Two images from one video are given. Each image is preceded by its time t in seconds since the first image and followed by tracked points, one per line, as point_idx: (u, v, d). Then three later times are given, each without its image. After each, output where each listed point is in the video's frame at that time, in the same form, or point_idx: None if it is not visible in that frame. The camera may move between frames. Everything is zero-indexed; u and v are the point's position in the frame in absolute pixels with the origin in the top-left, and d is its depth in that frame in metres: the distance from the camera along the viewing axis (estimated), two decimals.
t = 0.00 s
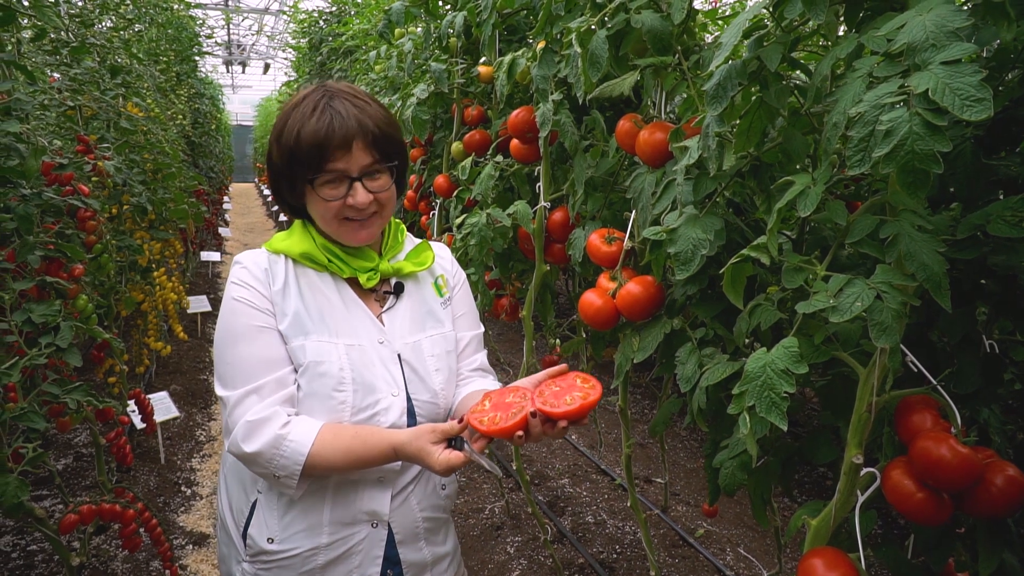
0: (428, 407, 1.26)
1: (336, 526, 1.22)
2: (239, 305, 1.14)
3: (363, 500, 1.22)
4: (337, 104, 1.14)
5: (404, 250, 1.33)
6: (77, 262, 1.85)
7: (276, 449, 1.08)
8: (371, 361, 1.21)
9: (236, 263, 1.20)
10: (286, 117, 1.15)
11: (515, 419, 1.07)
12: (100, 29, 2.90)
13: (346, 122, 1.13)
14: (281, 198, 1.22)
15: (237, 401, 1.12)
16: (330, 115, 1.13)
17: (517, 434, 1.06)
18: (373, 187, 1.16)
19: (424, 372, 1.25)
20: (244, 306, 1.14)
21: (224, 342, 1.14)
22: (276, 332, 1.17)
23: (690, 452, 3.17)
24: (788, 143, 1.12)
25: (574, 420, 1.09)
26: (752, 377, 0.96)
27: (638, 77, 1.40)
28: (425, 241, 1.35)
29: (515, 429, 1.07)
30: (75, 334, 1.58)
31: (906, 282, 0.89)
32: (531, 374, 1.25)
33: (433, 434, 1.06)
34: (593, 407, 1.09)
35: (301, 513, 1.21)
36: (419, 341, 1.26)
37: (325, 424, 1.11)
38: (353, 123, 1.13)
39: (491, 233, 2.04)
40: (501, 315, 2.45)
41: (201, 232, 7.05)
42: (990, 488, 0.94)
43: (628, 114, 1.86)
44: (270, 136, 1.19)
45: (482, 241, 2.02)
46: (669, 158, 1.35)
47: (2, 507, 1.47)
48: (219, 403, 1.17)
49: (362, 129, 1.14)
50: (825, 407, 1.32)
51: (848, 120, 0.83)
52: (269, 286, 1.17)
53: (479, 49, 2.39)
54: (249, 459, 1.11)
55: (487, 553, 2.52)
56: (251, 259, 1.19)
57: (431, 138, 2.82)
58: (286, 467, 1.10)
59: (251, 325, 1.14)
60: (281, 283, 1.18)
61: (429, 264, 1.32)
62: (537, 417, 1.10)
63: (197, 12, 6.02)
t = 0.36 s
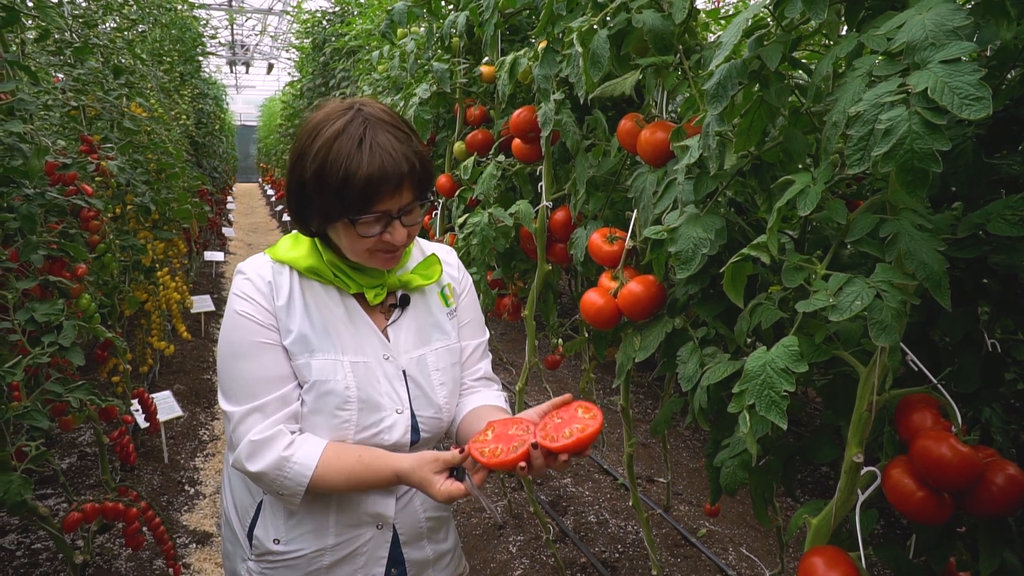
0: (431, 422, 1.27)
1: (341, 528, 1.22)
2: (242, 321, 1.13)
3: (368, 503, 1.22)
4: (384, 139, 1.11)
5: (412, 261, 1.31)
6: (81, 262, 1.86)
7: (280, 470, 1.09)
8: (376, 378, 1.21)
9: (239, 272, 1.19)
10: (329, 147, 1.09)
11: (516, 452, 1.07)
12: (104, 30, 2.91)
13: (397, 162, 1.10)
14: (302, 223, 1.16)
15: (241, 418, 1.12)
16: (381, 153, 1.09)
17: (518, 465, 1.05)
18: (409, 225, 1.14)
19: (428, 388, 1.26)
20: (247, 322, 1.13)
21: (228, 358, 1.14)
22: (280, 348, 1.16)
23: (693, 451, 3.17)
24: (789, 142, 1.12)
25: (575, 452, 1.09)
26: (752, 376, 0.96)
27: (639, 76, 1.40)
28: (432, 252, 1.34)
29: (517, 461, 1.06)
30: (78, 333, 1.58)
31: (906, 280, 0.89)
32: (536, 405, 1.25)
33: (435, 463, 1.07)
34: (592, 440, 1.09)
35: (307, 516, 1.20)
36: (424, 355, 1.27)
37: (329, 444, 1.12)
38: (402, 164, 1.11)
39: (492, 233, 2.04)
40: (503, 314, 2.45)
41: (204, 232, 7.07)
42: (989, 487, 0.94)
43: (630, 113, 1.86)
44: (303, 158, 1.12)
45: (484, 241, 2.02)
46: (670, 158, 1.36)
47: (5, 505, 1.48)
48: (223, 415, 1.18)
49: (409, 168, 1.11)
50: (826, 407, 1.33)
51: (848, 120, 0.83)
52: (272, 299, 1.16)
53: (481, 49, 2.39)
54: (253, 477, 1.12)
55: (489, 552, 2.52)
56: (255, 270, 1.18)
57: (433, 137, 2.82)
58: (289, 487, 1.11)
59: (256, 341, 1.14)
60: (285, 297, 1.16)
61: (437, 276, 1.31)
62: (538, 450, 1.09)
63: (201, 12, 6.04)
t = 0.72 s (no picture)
0: (440, 425, 1.27)
1: (349, 535, 1.22)
2: (246, 326, 1.13)
3: (376, 510, 1.22)
4: (389, 131, 1.11)
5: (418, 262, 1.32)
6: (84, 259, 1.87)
7: (289, 479, 1.09)
8: (384, 381, 1.21)
9: (241, 275, 1.19)
10: (333, 143, 1.10)
11: (536, 466, 1.05)
12: (107, 29, 2.92)
13: (403, 154, 1.10)
14: (310, 224, 1.16)
15: (247, 425, 1.13)
16: (386, 146, 1.09)
17: (537, 479, 1.03)
18: (419, 220, 1.14)
19: (435, 391, 1.26)
20: (251, 327, 1.13)
21: (232, 364, 1.14)
22: (285, 353, 1.16)
23: (695, 451, 3.17)
24: (788, 141, 1.11)
25: (595, 468, 1.07)
26: (751, 374, 0.96)
27: (639, 75, 1.40)
28: (438, 252, 1.35)
29: (537, 475, 1.04)
30: (80, 331, 1.58)
31: (905, 279, 0.89)
32: (552, 416, 1.23)
33: (450, 472, 1.07)
34: (613, 457, 1.06)
35: (314, 523, 1.20)
36: (431, 357, 1.27)
37: (337, 450, 1.12)
38: (409, 156, 1.10)
39: (494, 232, 2.04)
40: (505, 313, 2.44)
41: (207, 231, 7.09)
42: (989, 486, 0.94)
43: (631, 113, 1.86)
44: (307, 157, 1.12)
45: (485, 240, 2.02)
46: (671, 157, 1.36)
47: (7, 502, 1.48)
48: (227, 421, 1.18)
49: (416, 160, 1.11)
50: (827, 406, 1.32)
51: (847, 118, 0.83)
52: (276, 303, 1.16)
53: (483, 48, 2.39)
54: (261, 486, 1.12)
55: (490, 551, 2.53)
56: (258, 274, 1.18)
57: (435, 137, 2.83)
58: (298, 495, 1.11)
59: (261, 346, 1.14)
60: (289, 301, 1.16)
61: (443, 277, 1.31)
62: (558, 464, 1.07)
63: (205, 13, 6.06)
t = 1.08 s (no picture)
0: (441, 421, 1.27)
1: (352, 541, 1.22)
2: (238, 326, 1.14)
3: (378, 515, 1.23)
4: (370, 115, 1.11)
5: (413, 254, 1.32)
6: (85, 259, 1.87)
7: (286, 478, 1.10)
8: (380, 377, 1.21)
9: (232, 275, 1.19)
10: (314, 129, 1.10)
11: (538, 463, 1.05)
12: (110, 29, 2.93)
13: (384, 137, 1.10)
14: (296, 214, 1.16)
15: (244, 426, 1.13)
16: (367, 129, 1.09)
17: (539, 476, 1.03)
18: (405, 206, 1.14)
19: (435, 386, 1.26)
20: (243, 327, 1.14)
21: (227, 365, 1.15)
22: (279, 351, 1.17)
23: (697, 451, 3.17)
24: (788, 140, 1.10)
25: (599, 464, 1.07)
26: (750, 373, 0.96)
27: (640, 74, 1.40)
28: (432, 244, 1.35)
29: (540, 472, 1.04)
30: (81, 330, 1.59)
31: (905, 278, 0.88)
32: (555, 410, 1.22)
33: (449, 468, 1.06)
34: (617, 452, 1.07)
35: (315, 528, 1.21)
36: (428, 351, 1.27)
37: (335, 449, 1.12)
38: (391, 139, 1.11)
39: (495, 231, 2.04)
40: (506, 313, 2.43)
41: (210, 231, 7.10)
42: (989, 486, 0.94)
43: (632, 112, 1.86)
44: (289, 144, 1.13)
45: (486, 239, 2.02)
46: (671, 156, 1.36)
47: (8, 500, 1.49)
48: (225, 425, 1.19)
49: (400, 143, 1.12)
50: (827, 406, 1.32)
51: (846, 117, 0.83)
52: (267, 302, 1.17)
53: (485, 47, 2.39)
54: (260, 487, 1.13)
55: (492, 550, 2.53)
56: (248, 273, 1.18)
57: (437, 136, 2.83)
58: (297, 495, 1.11)
59: (253, 345, 1.15)
60: (280, 300, 1.17)
61: (437, 269, 1.31)
62: (561, 461, 1.07)
63: (208, 12, 6.07)
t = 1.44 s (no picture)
0: (432, 415, 1.26)
1: (346, 542, 1.22)
2: (223, 322, 1.16)
3: (373, 516, 1.23)
4: (386, 92, 1.17)
5: (400, 245, 1.34)
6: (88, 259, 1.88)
7: (274, 474, 1.10)
8: (368, 370, 1.21)
9: (220, 275, 1.21)
10: (329, 92, 1.14)
11: (536, 458, 1.05)
12: (113, 30, 2.94)
13: (396, 111, 1.15)
14: (293, 178, 1.18)
15: (231, 423, 1.14)
16: (382, 101, 1.15)
17: (539, 470, 1.04)
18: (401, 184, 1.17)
19: (424, 379, 1.25)
20: (228, 323, 1.16)
21: (214, 362, 1.16)
22: (265, 347, 1.18)
23: (699, 452, 3.16)
24: (789, 141, 1.10)
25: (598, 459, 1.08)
26: (751, 374, 0.96)
27: (642, 74, 1.41)
28: (420, 234, 1.37)
29: (539, 466, 1.05)
30: (84, 330, 1.60)
31: (906, 279, 0.88)
32: (553, 403, 1.22)
33: (441, 459, 1.06)
34: (617, 448, 1.07)
35: (309, 529, 1.21)
36: (418, 345, 1.27)
37: (322, 444, 1.12)
38: (402, 115, 1.16)
39: (497, 232, 2.04)
40: (508, 312, 2.45)
41: (213, 230, 7.12)
42: (991, 487, 0.94)
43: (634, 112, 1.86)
44: (300, 105, 1.16)
45: (488, 240, 2.02)
46: (672, 157, 1.36)
47: (10, 499, 1.49)
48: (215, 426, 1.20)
49: (408, 122, 1.17)
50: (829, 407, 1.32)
51: (847, 118, 0.83)
52: (253, 299, 1.19)
53: (488, 48, 2.40)
54: (249, 485, 1.13)
55: (494, 551, 2.53)
56: (234, 272, 1.20)
57: (440, 137, 2.83)
58: (285, 491, 1.11)
59: (238, 341, 1.16)
60: (265, 296, 1.19)
61: (426, 257, 1.33)
62: (560, 455, 1.08)
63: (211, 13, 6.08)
